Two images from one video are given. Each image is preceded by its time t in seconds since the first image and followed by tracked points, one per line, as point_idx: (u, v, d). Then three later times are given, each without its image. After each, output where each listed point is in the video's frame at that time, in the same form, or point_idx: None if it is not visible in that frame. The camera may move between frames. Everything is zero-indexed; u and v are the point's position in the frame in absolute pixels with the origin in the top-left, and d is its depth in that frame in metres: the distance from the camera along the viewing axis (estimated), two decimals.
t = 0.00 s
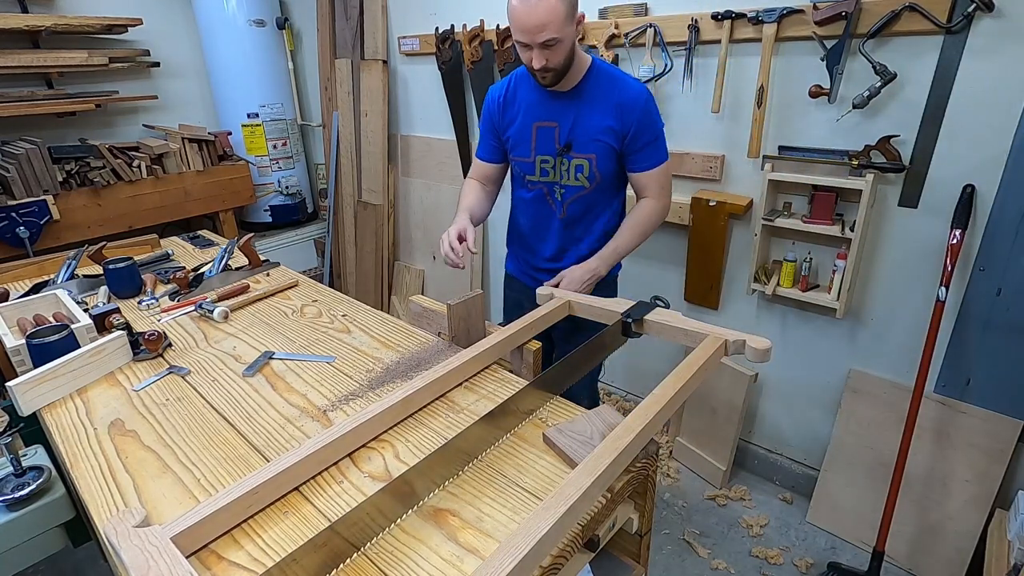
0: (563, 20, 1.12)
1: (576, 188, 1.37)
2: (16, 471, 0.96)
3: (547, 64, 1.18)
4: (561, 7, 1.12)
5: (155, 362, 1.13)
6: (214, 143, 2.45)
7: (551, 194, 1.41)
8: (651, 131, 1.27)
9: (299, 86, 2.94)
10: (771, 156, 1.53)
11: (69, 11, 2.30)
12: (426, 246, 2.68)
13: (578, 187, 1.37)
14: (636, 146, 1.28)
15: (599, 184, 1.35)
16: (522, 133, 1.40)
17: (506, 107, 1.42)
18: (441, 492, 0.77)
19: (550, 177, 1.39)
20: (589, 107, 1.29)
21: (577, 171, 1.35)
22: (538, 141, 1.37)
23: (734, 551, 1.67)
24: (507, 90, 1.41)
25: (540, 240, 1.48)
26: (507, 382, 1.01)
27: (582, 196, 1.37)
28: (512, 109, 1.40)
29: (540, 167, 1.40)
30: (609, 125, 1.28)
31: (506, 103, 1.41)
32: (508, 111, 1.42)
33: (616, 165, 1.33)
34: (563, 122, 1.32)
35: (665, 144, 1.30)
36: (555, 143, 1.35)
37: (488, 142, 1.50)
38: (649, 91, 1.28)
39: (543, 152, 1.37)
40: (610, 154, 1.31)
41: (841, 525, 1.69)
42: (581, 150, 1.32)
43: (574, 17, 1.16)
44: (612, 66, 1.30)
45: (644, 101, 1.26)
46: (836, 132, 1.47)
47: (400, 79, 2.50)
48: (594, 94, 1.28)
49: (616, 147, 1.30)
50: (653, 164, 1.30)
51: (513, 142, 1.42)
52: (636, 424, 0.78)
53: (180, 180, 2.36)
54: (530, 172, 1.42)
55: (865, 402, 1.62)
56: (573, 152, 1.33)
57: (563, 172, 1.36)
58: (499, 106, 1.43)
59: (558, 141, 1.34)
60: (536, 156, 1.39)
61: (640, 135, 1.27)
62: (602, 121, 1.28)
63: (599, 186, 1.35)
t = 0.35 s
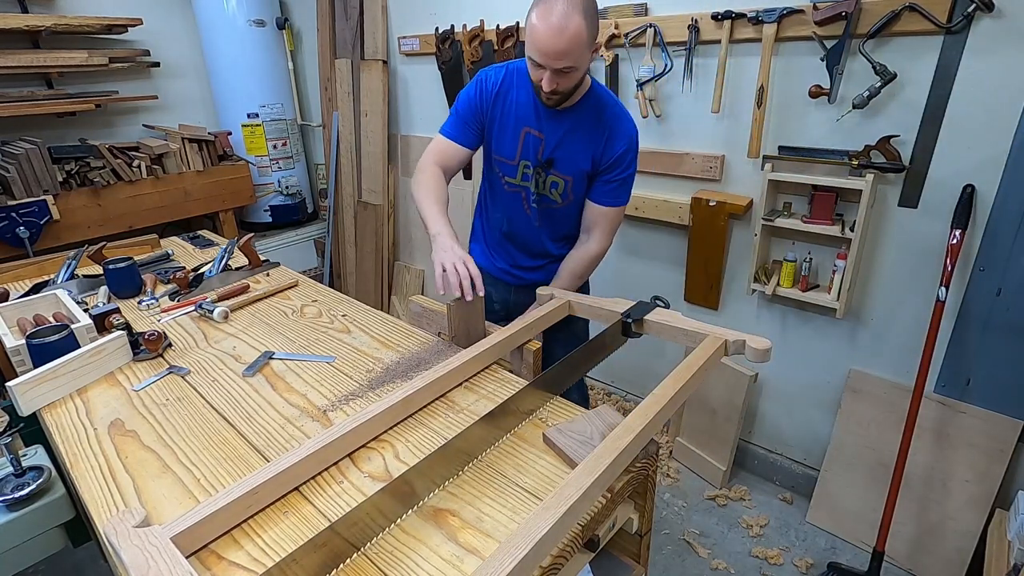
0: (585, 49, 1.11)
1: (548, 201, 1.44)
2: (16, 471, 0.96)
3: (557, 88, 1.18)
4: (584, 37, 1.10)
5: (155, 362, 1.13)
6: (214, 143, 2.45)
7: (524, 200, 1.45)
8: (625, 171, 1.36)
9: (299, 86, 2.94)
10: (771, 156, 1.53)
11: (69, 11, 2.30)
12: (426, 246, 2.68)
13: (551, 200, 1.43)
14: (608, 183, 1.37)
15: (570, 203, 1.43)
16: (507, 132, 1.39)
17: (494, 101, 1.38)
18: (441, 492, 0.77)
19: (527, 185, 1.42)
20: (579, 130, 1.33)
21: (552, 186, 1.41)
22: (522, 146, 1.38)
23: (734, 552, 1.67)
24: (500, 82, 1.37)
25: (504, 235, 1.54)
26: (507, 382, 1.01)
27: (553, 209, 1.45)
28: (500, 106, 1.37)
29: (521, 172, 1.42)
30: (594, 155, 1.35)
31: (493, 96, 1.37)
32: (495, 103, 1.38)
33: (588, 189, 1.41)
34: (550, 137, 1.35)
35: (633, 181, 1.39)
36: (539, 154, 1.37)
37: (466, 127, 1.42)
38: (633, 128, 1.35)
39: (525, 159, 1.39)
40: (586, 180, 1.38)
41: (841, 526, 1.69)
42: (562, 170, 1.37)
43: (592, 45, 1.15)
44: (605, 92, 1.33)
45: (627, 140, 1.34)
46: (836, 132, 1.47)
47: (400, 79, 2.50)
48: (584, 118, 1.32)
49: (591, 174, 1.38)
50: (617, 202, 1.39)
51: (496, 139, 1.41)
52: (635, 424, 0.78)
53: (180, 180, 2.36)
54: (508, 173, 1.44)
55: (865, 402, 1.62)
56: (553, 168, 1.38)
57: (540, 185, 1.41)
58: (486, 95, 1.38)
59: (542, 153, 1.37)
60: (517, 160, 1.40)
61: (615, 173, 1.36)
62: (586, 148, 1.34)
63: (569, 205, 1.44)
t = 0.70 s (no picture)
0: (549, 72, 1.15)
1: (493, 209, 1.49)
2: (16, 471, 0.96)
3: (521, 106, 1.20)
4: (549, 61, 1.13)
5: (155, 362, 1.13)
6: (214, 143, 2.45)
7: (469, 211, 1.47)
8: (563, 176, 1.51)
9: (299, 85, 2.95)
10: (770, 156, 1.53)
11: (69, 11, 2.30)
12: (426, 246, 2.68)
13: (497, 208, 1.49)
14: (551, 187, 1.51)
15: (513, 208, 1.52)
16: (453, 146, 1.36)
17: (440, 115, 1.31)
18: (441, 492, 0.77)
19: (475, 197, 1.44)
20: (524, 143, 1.39)
21: (500, 196, 1.46)
22: (471, 160, 1.38)
23: (734, 551, 1.67)
24: (444, 94, 1.30)
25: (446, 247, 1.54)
26: (506, 382, 1.01)
27: (496, 215, 1.51)
28: (447, 119, 1.32)
29: (467, 185, 1.42)
30: (536, 164, 1.45)
31: (437, 110, 1.31)
32: (440, 117, 1.32)
33: (528, 194, 1.51)
34: (499, 149, 1.38)
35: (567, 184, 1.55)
36: (489, 167, 1.40)
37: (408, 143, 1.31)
38: (568, 138, 1.49)
39: (474, 171, 1.40)
40: (530, 187, 1.48)
41: (841, 526, 1.69)
42: (510, 180, 1.44)
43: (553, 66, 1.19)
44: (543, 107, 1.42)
45: (565, 150, 1.47)
46: (836, 132, 1.47)
47: (400, 79, 2.50)
48: (529, 132, 1.38)
49: (533, 182, 1.48)
50: (558, 204, 1.54)
51: (442, 153, 1.37)
52: (635, 424, 0.78)
53: (180, 180, 2.36)
54: (455, 186, 1.42)
55: (864, 401, 1.62)
56: (502, 179, 1.43)
57: (488, 195, 1.45)
58: (429, 108, 1.30)
59: (492, 166, 1.39)
60: (465, 173, 1.40)
61: (556, 178, 1.50)
62: (533, 159, 1.43)
63: (511, 210, 1.52)
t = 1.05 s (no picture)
0: (526, 53, 1.16)
1: (471, 202, 1.51)
2: (16, 471, 0.96)
3: (501, 91, 1.21)
4: (525, 43, 1.14)
5: (155, 362, 1.13)
6: (214, 143, 2.45)
7: (449, 207, 1.47)
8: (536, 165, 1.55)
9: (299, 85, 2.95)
10: (770, 157, 1.53)
11: (69, 11, 2.31)
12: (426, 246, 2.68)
13: (475, 202, 1.51)
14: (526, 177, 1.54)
15: (488, 200, 1.54)
16: (430, 143, 1.36)
17: (416, 113, 1.31)
18: (441, 492, 0.77)
19: (455, 193, 1.45)
20: (499, 136, 1.42)
21: (478, 189, 1.48)
22: (450, 156, 1.39)
23: (734, 552, 1.67)
24: (419, 92, 1.30)
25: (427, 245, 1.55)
26: (507, 382, 1.01)
27: (474, 209, 1.53)
28: (424, 116, 1.32)
29: (447, 181, 1.42)
30: (512, 156, 1.47)
31: (413, 108, 1.30)
32: (417, 115, 1.31)
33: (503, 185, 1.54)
34: (476, 143, 1.39)
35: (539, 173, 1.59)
36: (467, 162, 1.41)
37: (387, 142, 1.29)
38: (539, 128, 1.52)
39: (454, 167, 1.41)
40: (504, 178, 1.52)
41: (841, 526, 1.69)
42: (487, 172, 1.46)
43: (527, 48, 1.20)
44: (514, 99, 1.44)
45: (538, 140, 1.51)
46: (836, 132, 1.47)
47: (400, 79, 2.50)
48: (503, 124, 1.41)
49: (508, 173, 1.51)
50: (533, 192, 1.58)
51: (420, 151, 1.37)
52: (636, 424, 0.78)
53: (180, 180, 2.36)
54: (434, 184, 1.42)
55: (864, 402, 1.62)
56: (480, 172, 1.45)
57: (467, 190, 1.47)
58: (405, 106, 1.29)
59: (470, 160, 1.41)
60: (445, 170, 1.40)
61: (530, 167, 1.54)
62: (508, 151, 1.45)
63: (487, 202, 1.54)
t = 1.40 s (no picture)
0: (532, 43, 1.16)
1: (478, 198, 1.51)
2: (16, 471, 0.96)
3: (507, 82, 1.21)
4: (532, 32, 1.15)
5: (155, 362, 1.13)
6: (214, 143, 2.45)
7: (457, 204, 1.47)
8: (541, 158, 1.56)
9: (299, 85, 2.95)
10: (770, 157, 1.53)
11: (69, 11, 2.30)
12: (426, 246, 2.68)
13: (481, 197, 1.52)
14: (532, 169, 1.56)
15: (495, 195, 1.55)
16: (436, 139, 1.36)
17: (421, 109, 1.31)
18: (440, 492, 0.77)
19: (462, 189, 1.45)
20: (504, 130, 1.42)
21: (485, 184, 1.49)
22: (456, 151, 1.38)
23: (734, 551, 1.67)
24: (423, 89, 1.30)
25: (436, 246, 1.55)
26: (507, 382, 1.01)
27: (481, 204, 1.53)
28: (429, 112, 1.32)
29: (453, 177, 1.42)
30: (516, 149, 1.48)
31: (418, 104, 1.30)
32: (422, 112, 1.31)
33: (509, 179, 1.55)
34: (482, 138, 1.39)
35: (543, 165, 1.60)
36: (473, 157, 1.41)
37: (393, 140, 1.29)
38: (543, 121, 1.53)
39: (460, 163, 1.40)
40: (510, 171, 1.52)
41: (841, 525, 1.69)
42: (493, 166, 1.47)
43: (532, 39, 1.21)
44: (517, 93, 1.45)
45: (542, 133, 1.52)
46: (836, 132, 1.47)
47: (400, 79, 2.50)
48: (508, 117, 1.41)
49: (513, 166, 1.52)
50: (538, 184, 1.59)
51: (426, 148, 1.36)
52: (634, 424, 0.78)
53: (180, 180, 2.36)
54: (440, 181, 1.42)
55: (864, 401, 1.62)
56: (486, 166, 1.46)
57: (474, 185, 1.47)
58: (410, 103, 1.29)
59: (477, 155, 1.41)
60: (451, 166, 1.40)
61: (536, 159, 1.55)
62: (513, 144, 1.46)
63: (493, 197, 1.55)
